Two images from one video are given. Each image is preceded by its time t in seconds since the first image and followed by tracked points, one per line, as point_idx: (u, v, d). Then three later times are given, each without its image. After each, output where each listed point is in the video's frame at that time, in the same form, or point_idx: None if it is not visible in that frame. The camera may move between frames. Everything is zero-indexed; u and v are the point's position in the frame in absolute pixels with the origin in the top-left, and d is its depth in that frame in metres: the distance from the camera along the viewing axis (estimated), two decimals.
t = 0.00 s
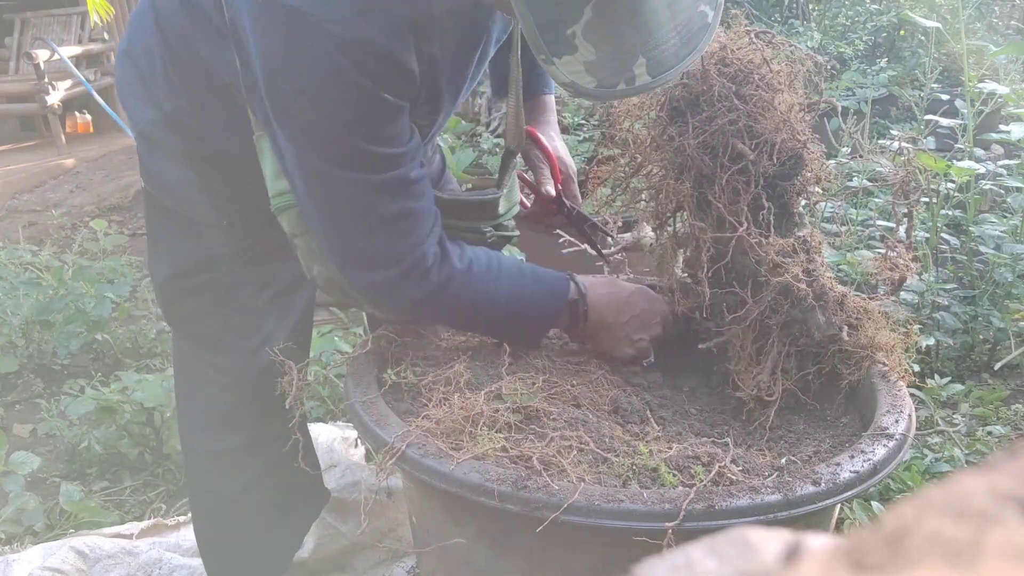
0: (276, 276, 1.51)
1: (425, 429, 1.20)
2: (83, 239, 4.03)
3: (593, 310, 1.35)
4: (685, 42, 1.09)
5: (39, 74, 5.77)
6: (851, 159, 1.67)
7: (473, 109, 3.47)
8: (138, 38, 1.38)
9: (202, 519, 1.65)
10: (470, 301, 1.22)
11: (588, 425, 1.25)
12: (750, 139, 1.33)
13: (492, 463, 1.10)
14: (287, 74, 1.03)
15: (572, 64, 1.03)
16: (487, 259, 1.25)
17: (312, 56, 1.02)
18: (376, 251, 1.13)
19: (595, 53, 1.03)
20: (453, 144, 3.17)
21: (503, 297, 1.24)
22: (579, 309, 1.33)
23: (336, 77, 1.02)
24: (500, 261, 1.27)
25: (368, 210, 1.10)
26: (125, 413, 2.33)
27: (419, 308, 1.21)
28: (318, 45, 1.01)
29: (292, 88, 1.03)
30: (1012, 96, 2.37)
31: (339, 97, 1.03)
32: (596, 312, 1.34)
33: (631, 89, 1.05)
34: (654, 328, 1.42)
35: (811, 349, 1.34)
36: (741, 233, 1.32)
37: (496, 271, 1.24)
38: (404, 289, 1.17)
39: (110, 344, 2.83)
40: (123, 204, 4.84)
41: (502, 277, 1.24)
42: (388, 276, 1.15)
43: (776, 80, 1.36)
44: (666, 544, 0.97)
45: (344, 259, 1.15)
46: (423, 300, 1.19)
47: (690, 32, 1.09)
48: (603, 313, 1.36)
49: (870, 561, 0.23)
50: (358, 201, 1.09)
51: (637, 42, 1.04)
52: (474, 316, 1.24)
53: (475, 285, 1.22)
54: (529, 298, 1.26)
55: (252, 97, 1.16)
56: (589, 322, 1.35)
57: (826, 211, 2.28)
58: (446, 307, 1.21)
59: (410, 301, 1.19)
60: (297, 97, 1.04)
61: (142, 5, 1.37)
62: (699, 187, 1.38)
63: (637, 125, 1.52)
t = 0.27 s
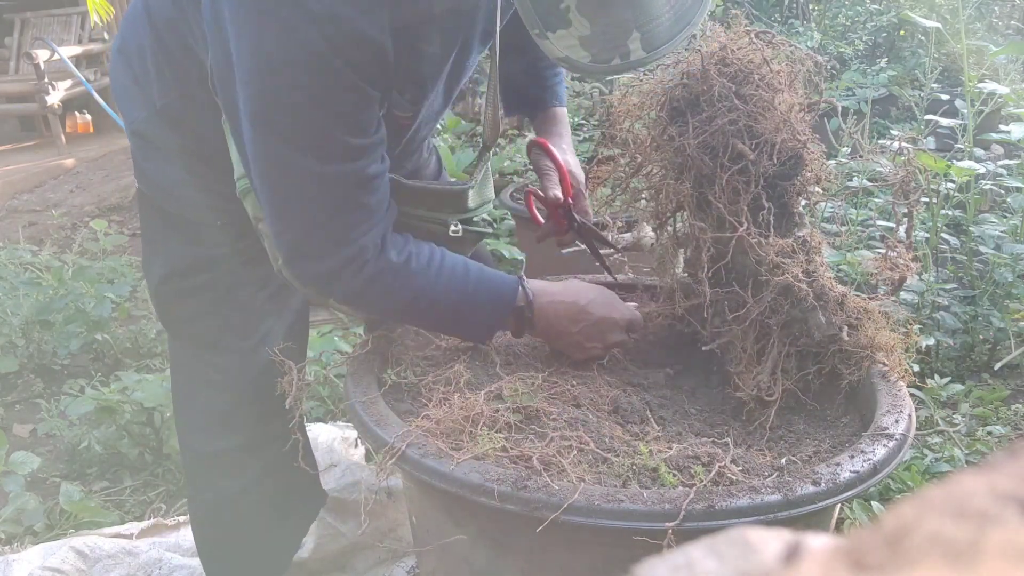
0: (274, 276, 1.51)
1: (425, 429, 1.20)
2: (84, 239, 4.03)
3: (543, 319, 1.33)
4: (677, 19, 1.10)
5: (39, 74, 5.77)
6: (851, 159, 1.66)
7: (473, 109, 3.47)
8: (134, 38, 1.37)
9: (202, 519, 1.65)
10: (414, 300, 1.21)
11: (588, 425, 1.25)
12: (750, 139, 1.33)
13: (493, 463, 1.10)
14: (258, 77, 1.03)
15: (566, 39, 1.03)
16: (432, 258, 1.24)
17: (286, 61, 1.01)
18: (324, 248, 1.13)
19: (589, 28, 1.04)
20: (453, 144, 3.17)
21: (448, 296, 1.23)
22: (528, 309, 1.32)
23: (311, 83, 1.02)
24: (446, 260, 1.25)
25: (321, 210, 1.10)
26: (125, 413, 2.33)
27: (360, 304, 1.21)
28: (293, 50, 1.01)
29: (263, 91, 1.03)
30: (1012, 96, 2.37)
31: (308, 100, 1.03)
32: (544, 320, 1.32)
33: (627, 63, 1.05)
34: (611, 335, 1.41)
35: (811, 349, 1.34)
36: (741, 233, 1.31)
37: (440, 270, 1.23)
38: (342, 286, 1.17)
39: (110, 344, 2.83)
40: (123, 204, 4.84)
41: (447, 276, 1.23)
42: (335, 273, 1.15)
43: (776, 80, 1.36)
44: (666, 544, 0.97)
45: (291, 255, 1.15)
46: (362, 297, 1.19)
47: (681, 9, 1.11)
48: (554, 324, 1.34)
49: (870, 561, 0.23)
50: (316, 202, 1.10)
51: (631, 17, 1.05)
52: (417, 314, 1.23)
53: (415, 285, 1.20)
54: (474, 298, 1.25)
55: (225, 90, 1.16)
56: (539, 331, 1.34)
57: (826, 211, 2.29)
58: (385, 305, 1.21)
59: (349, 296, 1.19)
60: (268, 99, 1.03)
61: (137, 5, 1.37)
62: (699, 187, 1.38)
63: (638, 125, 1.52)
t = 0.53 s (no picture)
0: (274, 275, 1.51)
1: (425, 429, 1.20)
2: (83, 239, 4.03)
3: (543, 321, 1.33)
4: (672, 15, 1.16)
5: (39, 74, 5.77)
6: (851, 159, 1.66)
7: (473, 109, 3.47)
8: (134, 39, 1.38)
9: (202, 519, 1.65)
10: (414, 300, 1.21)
11: (588, 425, 1.25)
12: (750, 139, 1.33)
13: (493, 463, 1.10)
14: (258, 77, 1.03)
15: (561, 35, 1.07)
16: (433, 258, 1.23)
17: (286, 62, 1.01)
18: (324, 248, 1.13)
19: (584, 24, 1.07)
20: (453, 145, 3.17)
21: (449, 297, 1.23)
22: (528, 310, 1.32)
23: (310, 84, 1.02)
24: (448, 260, 1.25)
25: (321, 210, 1.11)
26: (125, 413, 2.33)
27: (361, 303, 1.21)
28: (293, 51, 1.01)
29: (263, 91, 1.03)
30: (1013, 96, 2.37)
31: (308, 100, 1.03)
32: (545, 322, 1.33)
33: (622, 59, 1.09)
34: (611, 337, 1.40)
35: (811, 349, 1.34)
36: (740, 233, 1.31)
37: (441, 270, 1.23)
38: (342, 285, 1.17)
39: (110, 344, 2.83)
40: (123, 204, 4.84)
41: (448, 277, 1.23)
42: (335, 273, 1.15)
43: (776, 80, 1.36)
44: (666, 544, 0.97)
45: (291, 254, 1.15)
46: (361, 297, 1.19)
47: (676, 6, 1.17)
48: (554, 325, 1.34)
49: (870, 561, 0.23)
50: (316, 203, 1.10)
51: (625, 14, 1.09)
52: (418, 315, 1.23)
53: (415, 286, 1.20)
54: (474, 299, 1.25)
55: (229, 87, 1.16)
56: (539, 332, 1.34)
57: (825, 211, 2.29)
58: (385, 305, 1.21)
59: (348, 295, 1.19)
60: (267, 100, 1.03)
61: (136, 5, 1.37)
62: (699, 187, 1.38)
63: (638, 125, 1.52)
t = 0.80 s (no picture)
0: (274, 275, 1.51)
1: (425, 429, 1.20)
2: (83, 239, 4.03)
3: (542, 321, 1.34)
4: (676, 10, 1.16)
5: (39, 74, 5.77)
6: (851, 159, 1.66)
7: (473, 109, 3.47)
8: (133, 39, 1.38)
9: (202, 518, 1.65)
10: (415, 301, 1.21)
11: (588, 425, 1.26)
12: (750, 139, 1.33)
13: (493, 463, 1.10)
14: (258, 77, 1.03)
15: (564, 32, 1.07)
16: (434, 259, 1.24)
17: (286, 62, 1.01)
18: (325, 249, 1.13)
19: (586, 22, 1.07)
20: (454, 145, 3.17)
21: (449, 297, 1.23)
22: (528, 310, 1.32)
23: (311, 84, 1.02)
24: (449, 260, 1.25)
25: (321, 210, 1.11)
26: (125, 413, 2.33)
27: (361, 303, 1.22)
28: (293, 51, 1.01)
29: (263, 91, 1.03)
30: (1013, 96, 2.37)
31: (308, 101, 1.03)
32: (544, 322, 1.33)
33: (625, 56, 1.09)
34: (610, 338, 1.40)
35: (811, 349, 1.34)
36: (741, 233, 1.31)
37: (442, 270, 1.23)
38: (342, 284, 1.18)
39: (110, 343, 2.83)
40: (123, 204, 4.84)
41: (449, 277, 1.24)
42: (335, 273, 1.15)
43: (776, 80, 1.36)
44: (666, 544, 0.97)
45: (290, 254, 1.15)
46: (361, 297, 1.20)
47: (678, 3, 1.16)
48: (553, 325, 1.35)
49: (869, 561, 0.23)
50: (316, 202, 1.10)
51: (628, 13, 1.09)
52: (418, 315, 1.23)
53: (415, 286, 1.21)
54: (476, 299, 1.25)
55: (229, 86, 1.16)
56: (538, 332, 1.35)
57: (826, 211, 2.29)
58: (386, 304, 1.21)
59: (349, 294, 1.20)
60: (268, 100, 1.03)
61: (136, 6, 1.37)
62: (699, 187, 1.38)
63: (638, 125, 1.52)
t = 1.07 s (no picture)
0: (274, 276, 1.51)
1: (425, 429, 1.20)
2: (84, 239, 4.03)
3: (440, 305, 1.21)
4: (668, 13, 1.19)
5: (39, 74, 5.77)
6: (851, 159, 1.66)
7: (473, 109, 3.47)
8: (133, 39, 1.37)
9: (201, 518, 1.65)
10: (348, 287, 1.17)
11: (588, 425, 1.25)
12: (750, 139, 1.33)
13: (493, 463, 1.10)
14: (235, 69, 1.05)
15: (556, 36, 1.08)
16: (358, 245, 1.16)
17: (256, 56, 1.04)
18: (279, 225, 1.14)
19: (578, 25, 1.09)
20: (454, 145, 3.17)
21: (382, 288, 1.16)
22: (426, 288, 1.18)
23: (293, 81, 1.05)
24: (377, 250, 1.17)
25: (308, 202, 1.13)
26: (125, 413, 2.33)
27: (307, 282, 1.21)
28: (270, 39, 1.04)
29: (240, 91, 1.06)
30: (1012, 96, 2.37)
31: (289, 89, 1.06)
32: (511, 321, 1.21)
33: (616, 59, 1.11)
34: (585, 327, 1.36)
35: (811, 349, 1.35)
36: (741, 233, 1.31)
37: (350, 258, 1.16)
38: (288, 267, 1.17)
39: (110, 344, 2.83)
40: (123, 204, 4.84)
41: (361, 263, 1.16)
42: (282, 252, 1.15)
43: (776, 80, 1.36)
44: (666, 544, 0.96)
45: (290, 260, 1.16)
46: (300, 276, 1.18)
47: (672, 5, 1.20)
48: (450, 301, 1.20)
49: (870, 561, 0.23)
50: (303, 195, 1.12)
51: (621, 15, 1.12)
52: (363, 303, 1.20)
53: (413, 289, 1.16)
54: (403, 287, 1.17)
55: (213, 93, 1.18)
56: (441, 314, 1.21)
57: (826, 211, 2.29)
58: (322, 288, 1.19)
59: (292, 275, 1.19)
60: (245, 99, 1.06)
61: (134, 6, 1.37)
62: (699, 187, 1.38)
63: (638, 125, 1.52)
